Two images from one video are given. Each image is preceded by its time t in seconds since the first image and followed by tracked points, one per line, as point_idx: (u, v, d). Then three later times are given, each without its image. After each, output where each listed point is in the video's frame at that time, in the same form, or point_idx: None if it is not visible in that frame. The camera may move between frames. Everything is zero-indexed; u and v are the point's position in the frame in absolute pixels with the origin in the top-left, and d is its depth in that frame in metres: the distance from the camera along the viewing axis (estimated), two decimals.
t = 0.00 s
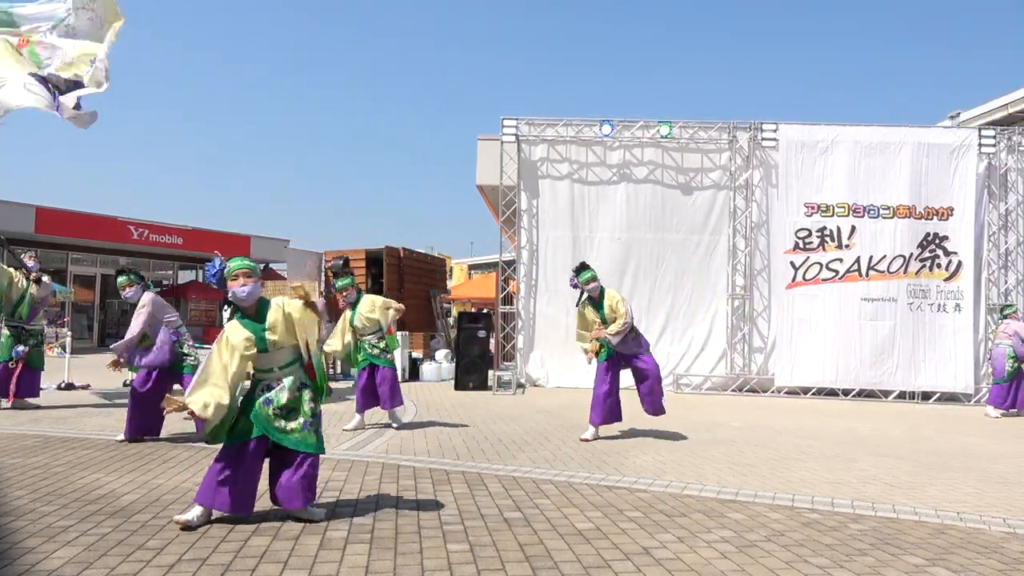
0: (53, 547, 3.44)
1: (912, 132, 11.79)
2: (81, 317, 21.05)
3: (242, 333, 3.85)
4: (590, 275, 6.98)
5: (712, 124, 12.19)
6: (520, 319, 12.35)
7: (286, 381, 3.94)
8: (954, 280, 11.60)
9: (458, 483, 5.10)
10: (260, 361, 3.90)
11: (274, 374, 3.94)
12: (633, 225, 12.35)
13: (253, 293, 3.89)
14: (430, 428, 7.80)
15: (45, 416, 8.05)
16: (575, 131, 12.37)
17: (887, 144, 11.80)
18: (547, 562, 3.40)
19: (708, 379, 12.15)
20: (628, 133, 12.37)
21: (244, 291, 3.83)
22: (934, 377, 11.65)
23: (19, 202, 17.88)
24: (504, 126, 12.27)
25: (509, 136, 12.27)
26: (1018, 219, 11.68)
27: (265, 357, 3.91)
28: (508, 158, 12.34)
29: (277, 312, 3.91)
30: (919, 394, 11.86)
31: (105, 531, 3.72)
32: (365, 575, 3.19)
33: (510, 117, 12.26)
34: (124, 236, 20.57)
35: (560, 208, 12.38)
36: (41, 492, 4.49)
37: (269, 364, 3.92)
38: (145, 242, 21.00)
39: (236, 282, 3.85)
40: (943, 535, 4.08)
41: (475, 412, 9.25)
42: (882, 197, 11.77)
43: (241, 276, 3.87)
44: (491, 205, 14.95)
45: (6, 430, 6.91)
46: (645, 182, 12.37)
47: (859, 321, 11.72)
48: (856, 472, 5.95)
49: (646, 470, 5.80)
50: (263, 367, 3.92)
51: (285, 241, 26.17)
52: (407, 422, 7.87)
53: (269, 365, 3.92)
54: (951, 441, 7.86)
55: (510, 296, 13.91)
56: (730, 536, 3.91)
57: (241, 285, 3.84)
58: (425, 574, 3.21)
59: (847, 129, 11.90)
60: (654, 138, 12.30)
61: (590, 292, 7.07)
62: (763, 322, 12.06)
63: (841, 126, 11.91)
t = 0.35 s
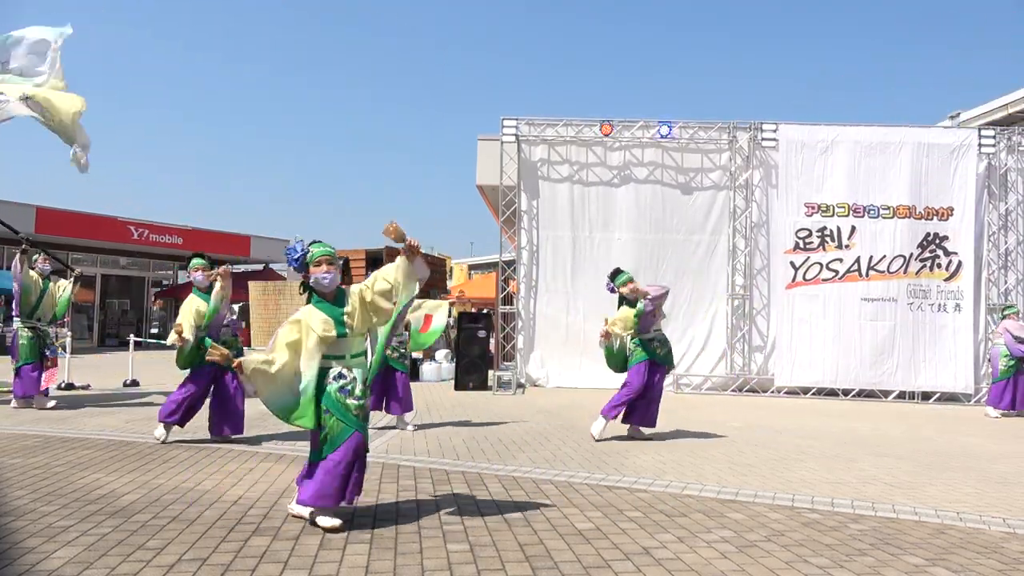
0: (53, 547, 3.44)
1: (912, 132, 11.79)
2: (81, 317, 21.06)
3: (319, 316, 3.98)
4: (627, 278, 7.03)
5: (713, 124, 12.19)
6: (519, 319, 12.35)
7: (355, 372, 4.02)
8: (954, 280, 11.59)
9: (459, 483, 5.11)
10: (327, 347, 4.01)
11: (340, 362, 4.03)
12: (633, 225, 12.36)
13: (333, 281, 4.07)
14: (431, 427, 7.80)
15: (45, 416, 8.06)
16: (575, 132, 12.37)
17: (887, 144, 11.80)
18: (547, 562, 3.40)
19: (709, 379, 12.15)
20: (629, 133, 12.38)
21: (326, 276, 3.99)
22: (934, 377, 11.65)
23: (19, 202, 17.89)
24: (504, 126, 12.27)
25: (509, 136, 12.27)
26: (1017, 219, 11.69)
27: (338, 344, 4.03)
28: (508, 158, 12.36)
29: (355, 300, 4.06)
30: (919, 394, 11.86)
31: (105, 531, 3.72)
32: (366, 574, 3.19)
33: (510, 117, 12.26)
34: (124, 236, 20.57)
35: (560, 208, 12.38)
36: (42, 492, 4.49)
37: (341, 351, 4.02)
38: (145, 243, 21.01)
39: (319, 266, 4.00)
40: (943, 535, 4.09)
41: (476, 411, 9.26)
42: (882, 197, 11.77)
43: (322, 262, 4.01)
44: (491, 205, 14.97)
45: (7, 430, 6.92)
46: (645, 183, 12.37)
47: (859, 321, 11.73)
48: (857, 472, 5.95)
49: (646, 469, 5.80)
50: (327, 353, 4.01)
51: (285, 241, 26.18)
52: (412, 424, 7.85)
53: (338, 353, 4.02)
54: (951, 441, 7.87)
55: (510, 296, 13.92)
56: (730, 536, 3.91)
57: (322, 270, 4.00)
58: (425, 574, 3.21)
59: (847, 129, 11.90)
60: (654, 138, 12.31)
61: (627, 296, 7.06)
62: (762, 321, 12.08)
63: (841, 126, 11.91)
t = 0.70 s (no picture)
0: (53, 547, 3.44)
1: (912, 132, 11.80)
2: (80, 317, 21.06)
3: (403, 305, 3.91)
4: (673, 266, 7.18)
5: (713, 124, 12.19)
6: (519, 319, 12.34)
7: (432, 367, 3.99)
8: (954, 280, 11.60)
9: (459, 483, 5.10)
10: (412, 341, 3.90)
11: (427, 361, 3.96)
12: (633, 225, 12.36)
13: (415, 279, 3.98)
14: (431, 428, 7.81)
15: (45, 416, 8.06)
16: (575, 132, 12.38)
17: (887, 144, 11.80)
18: (548, 562, 3.40)
19: (709, 379, 12.16)
20: (629, 133, 12.38)
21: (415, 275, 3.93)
22: (934, 377, 11.65)
23: (19, 202, 17.88)
24: (504, 127, 12.27)
25: (509, 136, 12.27)
26: (1017, 219, 11.68)
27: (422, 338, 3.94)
28: (507, 158, 12.37)
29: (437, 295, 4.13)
30: (919, 394, 11.87)
31: (105, 531, 3.72)
32: (365, 575, 3.19)
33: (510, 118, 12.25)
34: (124, 236, 20.57)
35: (560, 208, 12.39)
36: (42, 492, 4.49)
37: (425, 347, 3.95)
38: (145, 243, 21.01)
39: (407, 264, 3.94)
40: (943, 535, 4.08)
41: (476, 412, 9.26)
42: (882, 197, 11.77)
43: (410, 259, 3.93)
44: (491, 205, 15.00)
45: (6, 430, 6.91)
46: (645, 183, 12.37)
47: (859, 321, 11.72)
48: (857, 472, 5.95)
49: (646, 470, 5.80)
50: (411, 347, 3.91)
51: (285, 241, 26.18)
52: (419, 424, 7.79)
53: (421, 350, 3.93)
54: (951, 441, 7.87)
55: (510, 296, 13.92)
56: (730, 536, 3.91)
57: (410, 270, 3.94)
58: (425, 573, 3.21)
59: (846, 129, 11.90)
60: (654, 139, 12.31)
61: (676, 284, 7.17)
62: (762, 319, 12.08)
63: (841, 127, 11.91)
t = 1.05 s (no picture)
0: (53, 547, 3.44)
1: (912, 132, 11.79)
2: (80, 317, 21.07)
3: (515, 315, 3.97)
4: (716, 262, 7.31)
5: (712, 124, 12.18)
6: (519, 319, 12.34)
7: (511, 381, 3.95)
8: (954, 280, 11.60)
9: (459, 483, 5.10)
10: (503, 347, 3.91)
11: (506, 369, 3.92)
12: (633, 225, 12.36)
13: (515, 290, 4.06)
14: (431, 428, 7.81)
15: (45, 416, 8.07)
16: (575, 132, 12.36)
17: (886, 144, 11.80)
18: (547, 563, 3.40)
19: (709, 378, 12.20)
20: (629, 133, 12.35)
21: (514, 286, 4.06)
22: (934, 377, 11.65)
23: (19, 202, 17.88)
24: (504, 126, 12.26)
25: (509, 136, 12.26)
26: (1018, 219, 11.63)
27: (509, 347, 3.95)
28: (507, 158, 12.37)
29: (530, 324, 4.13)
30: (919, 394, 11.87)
31: (105, 532, 3.72)
32: (366, 574, 3.19)
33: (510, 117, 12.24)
34: (124, 236, 20.55)
35: (560, 208, 12.39)
36: (41, 492, 4.49)
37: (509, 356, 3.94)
38: (145, 243, 21.01)
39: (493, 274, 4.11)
40: (943, 535, 4.08)
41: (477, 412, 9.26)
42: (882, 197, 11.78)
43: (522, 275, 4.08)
44: (492, 206, 15.02)
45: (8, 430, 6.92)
46: (645, 184, 12.38)
47: (859, 321, 11.73)
48: (858, 472, 5.94)
49: (646, 470, 5.80)
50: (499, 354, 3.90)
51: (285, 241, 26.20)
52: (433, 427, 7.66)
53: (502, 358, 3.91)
54: (952, 441, 7.86)
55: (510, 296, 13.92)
56: (730, 536, 3.91)
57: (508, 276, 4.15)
58: (425, 573, 3.21)
59: (846, 129, 11.90)
60: (654, 138, 12.30)
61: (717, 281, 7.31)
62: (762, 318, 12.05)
63: (841, 126, 11.91)
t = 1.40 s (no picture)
0: (53, 547, 3.44)
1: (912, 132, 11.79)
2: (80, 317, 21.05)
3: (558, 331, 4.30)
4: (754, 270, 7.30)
5: (712, 124, 12.18)
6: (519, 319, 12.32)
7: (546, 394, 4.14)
8: (953, 280, 11.61)
9: (459, 483, 5.11)
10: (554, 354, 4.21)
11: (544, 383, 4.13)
12: (633, 226, 12.36)
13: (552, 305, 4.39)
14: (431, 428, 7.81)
15: (46, 416, 8.07)
16: (576, 132, 12.36)
17: (886, 143, 11.80)
18: (547, 563, 3.40)
19: (708, 378, 12.20)
20: (629, 133, 12.34)
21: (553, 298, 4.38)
22: (934, 377, 11.65)
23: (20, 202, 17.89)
24: (504, 126, 12.26)
25: (509, 136, 12.26)
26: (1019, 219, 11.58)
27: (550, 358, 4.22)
28: (507, 158, 12.37)
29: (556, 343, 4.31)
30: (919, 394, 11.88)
31: (105, 531, 3.72)
32: (366, 574, 3.19)
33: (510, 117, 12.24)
34: (124, 236, 20.56)
35: (560, 208, 12.38)
36: (41, 492, 4.49)
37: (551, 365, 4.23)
38: (146, 243, 21.02)
39: (546, 290, 4.36)
40: (944, 536, 4.08)
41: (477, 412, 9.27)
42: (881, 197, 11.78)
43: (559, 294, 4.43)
44: (492, 206, 15.08)
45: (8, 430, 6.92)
46: (645, 184, 12.38)
47: (859, 321, 11.72)
48: (858, 472, 5.95)
49: (646, 470, 5.80)
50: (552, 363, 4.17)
51: (285, 241, 26.18)
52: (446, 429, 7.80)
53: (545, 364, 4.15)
54: (952, 442, 7.87)
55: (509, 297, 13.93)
56: (730, 536, 3.91)
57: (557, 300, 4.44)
58: (425, 574, 3.21)
59: (846, 129, 11.90)
60: (654, 138, 12.29)
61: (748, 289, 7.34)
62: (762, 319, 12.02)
63: (841, 127, 11.91)
